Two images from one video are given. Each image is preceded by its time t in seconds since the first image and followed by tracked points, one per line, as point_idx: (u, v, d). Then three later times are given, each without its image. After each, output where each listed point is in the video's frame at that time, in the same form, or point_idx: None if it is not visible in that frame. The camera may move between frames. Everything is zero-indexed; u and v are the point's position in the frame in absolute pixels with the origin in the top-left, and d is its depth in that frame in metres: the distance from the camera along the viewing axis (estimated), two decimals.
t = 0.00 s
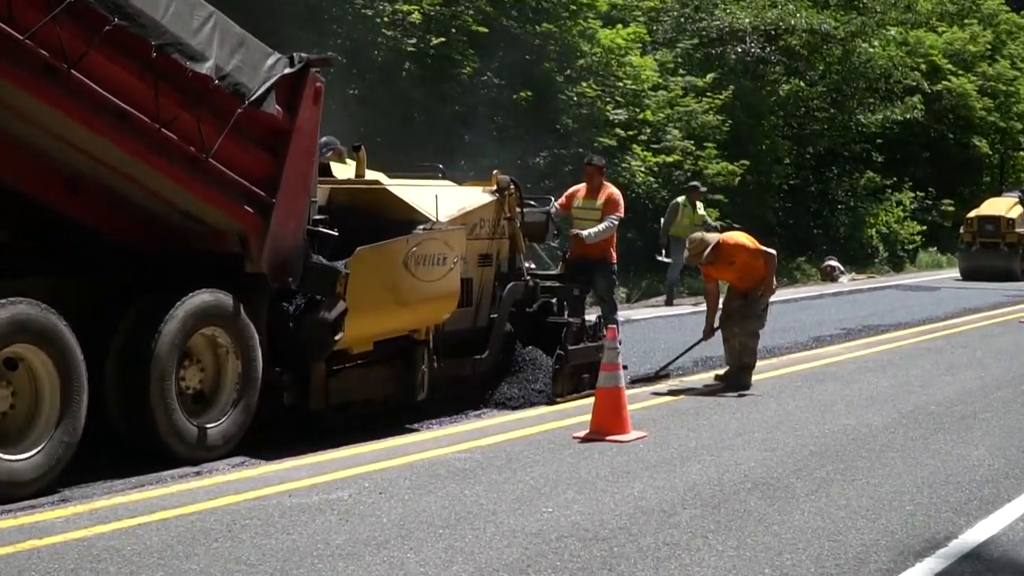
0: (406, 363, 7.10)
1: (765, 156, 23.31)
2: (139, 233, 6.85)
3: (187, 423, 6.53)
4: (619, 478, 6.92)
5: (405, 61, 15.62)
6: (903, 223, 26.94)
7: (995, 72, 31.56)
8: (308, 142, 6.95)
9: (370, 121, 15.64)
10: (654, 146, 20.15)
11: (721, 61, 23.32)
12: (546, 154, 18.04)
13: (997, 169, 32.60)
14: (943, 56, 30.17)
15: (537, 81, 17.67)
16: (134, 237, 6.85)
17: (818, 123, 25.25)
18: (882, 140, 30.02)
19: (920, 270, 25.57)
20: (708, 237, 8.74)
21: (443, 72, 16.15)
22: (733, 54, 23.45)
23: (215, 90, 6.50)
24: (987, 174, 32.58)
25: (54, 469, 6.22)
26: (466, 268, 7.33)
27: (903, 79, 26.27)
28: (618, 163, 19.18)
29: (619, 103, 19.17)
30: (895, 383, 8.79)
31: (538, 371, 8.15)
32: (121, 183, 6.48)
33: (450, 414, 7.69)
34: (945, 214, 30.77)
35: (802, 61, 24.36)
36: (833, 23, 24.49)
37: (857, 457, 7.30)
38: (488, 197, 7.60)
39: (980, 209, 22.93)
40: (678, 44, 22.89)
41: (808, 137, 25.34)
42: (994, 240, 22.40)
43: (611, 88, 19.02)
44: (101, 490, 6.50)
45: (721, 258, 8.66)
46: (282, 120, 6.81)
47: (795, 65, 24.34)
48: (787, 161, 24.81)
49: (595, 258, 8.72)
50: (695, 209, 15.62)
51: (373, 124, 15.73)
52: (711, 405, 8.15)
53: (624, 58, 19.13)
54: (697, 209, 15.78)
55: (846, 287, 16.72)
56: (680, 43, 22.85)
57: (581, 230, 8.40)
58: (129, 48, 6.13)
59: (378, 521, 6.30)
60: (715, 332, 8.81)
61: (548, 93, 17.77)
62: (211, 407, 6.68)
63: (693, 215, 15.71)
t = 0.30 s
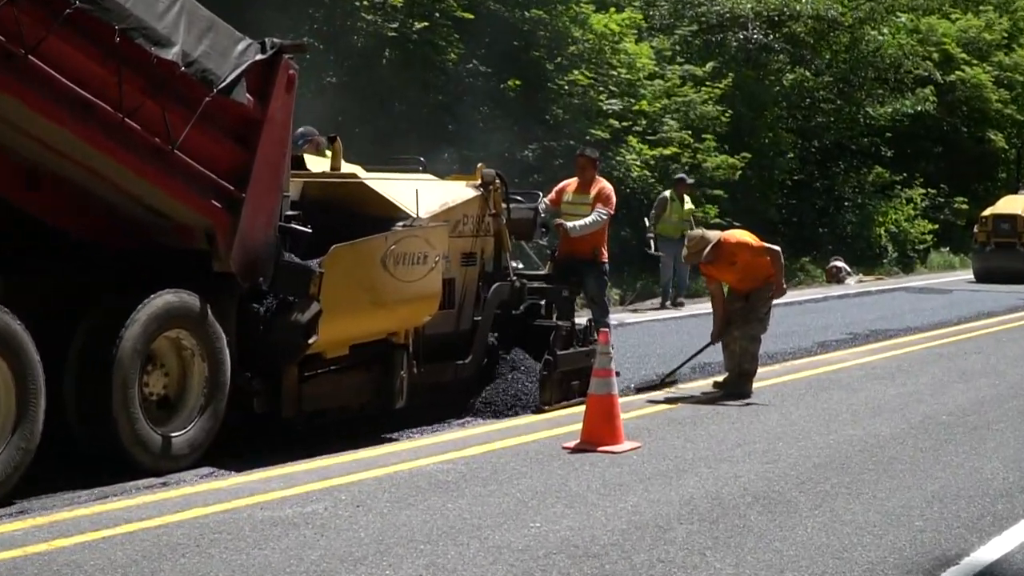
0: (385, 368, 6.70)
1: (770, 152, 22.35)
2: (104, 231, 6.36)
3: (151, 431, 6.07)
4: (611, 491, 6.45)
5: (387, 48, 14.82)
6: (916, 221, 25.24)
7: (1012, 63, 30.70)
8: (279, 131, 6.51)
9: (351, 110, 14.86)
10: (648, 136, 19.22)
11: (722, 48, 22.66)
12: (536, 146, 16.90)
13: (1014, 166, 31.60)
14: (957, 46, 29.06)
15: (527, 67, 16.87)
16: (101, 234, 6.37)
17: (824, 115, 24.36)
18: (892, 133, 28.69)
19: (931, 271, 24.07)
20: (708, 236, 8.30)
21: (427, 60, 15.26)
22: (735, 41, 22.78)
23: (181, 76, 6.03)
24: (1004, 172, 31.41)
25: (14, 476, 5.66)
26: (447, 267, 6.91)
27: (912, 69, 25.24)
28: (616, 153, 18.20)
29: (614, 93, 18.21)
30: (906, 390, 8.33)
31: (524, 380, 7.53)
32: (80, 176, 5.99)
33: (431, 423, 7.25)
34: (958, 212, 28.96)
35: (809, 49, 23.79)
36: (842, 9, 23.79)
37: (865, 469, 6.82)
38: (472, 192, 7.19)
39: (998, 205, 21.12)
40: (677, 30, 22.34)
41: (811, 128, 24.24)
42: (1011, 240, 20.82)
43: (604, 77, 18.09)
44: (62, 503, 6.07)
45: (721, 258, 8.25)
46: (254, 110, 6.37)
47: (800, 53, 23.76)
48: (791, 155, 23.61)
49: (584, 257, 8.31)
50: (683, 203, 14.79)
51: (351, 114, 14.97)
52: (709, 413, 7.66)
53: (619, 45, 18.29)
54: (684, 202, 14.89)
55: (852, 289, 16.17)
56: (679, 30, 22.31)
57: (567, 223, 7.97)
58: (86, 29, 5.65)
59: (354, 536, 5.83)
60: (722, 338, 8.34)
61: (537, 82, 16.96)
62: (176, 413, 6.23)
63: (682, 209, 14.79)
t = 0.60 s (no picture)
0: (364, 373, 6.31)
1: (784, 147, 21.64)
2: (59, 225, 5.86)
3: (116, 441, 5.62)
4: (606, 506, 5.99)
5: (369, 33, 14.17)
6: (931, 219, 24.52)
7: None
8: (253, 120, 6.07)
9: (332, 100, 14.17)
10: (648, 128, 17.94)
11: (725, 34, 21.90)
12: (527, 138, 16.04)
13: None
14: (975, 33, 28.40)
15: (514, 51, 15.85)
16: (54, 228, 5.86)
17: (833, 107, 23.79)
18: (904, 125, 27.59)
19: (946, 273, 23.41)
20: (708, 237, 7.85)
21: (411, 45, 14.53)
22: (738, 28, 22.08)
23: (148, 62, 5.57)
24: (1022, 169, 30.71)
25: None
26: (431, 266, 6.52)
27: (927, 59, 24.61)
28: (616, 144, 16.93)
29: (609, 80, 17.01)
30: (920, 399, 7.89)
31: (513, 386, 7.08)
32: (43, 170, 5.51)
33: (415, 430, 6.82)
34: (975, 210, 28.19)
35: (817, 36, 23.04)
36: None
37: (876, 483, 6.37)
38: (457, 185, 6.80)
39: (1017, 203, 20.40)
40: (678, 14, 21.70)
41: (820, 120, 23.57)
42: None
43: (600, 66, 16.95)
44: (22, 514, 5.59)
45: (723, 262, 7.81)
46: (226, 98, 5.92)
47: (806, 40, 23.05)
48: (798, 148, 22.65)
49: (576, 256, 7.92)
50: (674, 197, 13.76)
51: (331, 102, 14.20)
52: (710, 423, 7.23)
53: (616, 30, 17.04)
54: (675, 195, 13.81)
55: (863, 291, 15.70)
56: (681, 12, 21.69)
57: (552, 213, 7.46)
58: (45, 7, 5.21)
59: (333, 550, 5.36)
60: (717, 345, 8.00)
61: (527, 67, 15.89)
62: (143, 419, 5.78)
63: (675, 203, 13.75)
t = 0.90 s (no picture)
0: (348, 378, 5.92)
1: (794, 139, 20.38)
2: (20, 218, 5.50)
3: (84, 449, 5.23)
4: (607, 519, 5.55)
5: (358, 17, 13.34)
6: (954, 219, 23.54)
7: None
8: (232, 111, 5.68)
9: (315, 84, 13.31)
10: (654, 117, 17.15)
11: (735, 19, 20.88)
12: (523, 128, 15.30)
13: None
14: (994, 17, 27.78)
15: (512, 34, 15.12)
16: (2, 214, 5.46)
17: (849, 97, 22.99)
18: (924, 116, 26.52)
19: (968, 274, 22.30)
20: (718, 232, 7.38)
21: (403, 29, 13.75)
22: (749, 12, 21.05)
23: (123, 48, 5.18)
24: None
25: None
26: (420, 264, 6.15)
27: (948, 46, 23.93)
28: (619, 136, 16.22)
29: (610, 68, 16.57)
30: (940, 407, 7.47)
31: (504, 395, 6.67)
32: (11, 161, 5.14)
33: (404, 439, 6.39)
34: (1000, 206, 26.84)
35: (832, 20, 22.15)
36: None
37: (893, 496, 5.95)
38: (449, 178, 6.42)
39: None
40: None
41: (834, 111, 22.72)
42: None
43: (599, 54, 16.46)
44: None
45: (733, 259, 7.38)
46: (202, 85, 5.54)
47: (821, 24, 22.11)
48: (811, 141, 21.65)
49: (575, 254, 7.57)
50: (659, 194, 13.05)
51: (316, 90, 13.15)
52: (717, 432, 6.83)
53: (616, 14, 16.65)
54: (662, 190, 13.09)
55: (879, 293, 15.18)
56: None
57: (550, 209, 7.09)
58: None
59: (315, 565, 4.91)
60: (720, 347, 7.58)
61: (523, 52, 15.22)
62: (114, 425, 5.39)
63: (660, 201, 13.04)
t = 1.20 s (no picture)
0: (329, 383, 5.57)
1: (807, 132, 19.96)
2: None
3: (49, 458, 4.88)
4: (606, 534, 5.16)
5: None
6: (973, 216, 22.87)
7: None
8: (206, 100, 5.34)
9: (295, 73, 12.83)
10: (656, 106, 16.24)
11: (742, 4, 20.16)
12: (517, 119, 14.43)
13: None
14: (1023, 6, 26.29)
15: (505, 18, 14.27)
16: None
17: (864, 87, 22.20)
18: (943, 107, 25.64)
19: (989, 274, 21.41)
20: (724, 228, 6.95)
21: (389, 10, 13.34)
22: None
23: (92, 32, 4.83)
24: None
25: None
26: (406, 262, 5.82)
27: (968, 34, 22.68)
28: (619, 127, 15.35)
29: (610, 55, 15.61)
30: (958, 417, 7.09)
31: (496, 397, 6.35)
32: None
33: (392, 448, 6.01)
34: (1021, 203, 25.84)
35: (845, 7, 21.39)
36: None
37: (907, 510, 5.56)
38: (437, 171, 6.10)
39: None
40: None
41: (848, 101, 21.99)
42: None
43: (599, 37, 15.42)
44: None
45: (739, 258, 6.97)
46: (176, 72, 5.19)
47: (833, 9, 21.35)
48: (822, 132, 20.97)
49: (571, 253, 7.29)
50: (642, 187, 12.30)
51: (300, 79, 12.95)
52: (723, 442, 6.47)
53: None
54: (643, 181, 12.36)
55: (893, 296, 14.73)
56: None
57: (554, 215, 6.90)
58: None
59: None
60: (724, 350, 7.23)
61: (519, 37, 14.26)
62: (81, 431, 5.05)
63: (644, 194, 12.28)
